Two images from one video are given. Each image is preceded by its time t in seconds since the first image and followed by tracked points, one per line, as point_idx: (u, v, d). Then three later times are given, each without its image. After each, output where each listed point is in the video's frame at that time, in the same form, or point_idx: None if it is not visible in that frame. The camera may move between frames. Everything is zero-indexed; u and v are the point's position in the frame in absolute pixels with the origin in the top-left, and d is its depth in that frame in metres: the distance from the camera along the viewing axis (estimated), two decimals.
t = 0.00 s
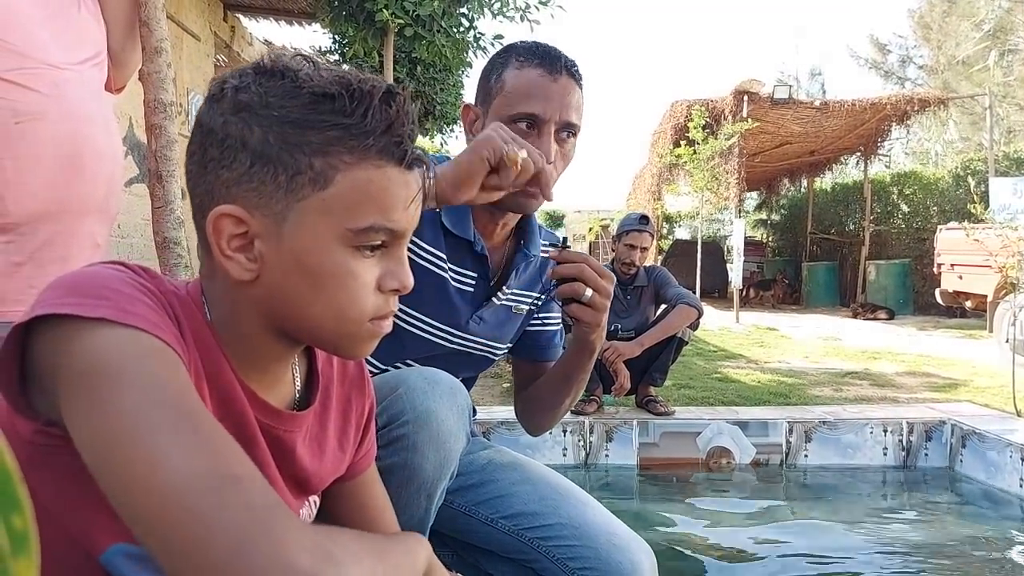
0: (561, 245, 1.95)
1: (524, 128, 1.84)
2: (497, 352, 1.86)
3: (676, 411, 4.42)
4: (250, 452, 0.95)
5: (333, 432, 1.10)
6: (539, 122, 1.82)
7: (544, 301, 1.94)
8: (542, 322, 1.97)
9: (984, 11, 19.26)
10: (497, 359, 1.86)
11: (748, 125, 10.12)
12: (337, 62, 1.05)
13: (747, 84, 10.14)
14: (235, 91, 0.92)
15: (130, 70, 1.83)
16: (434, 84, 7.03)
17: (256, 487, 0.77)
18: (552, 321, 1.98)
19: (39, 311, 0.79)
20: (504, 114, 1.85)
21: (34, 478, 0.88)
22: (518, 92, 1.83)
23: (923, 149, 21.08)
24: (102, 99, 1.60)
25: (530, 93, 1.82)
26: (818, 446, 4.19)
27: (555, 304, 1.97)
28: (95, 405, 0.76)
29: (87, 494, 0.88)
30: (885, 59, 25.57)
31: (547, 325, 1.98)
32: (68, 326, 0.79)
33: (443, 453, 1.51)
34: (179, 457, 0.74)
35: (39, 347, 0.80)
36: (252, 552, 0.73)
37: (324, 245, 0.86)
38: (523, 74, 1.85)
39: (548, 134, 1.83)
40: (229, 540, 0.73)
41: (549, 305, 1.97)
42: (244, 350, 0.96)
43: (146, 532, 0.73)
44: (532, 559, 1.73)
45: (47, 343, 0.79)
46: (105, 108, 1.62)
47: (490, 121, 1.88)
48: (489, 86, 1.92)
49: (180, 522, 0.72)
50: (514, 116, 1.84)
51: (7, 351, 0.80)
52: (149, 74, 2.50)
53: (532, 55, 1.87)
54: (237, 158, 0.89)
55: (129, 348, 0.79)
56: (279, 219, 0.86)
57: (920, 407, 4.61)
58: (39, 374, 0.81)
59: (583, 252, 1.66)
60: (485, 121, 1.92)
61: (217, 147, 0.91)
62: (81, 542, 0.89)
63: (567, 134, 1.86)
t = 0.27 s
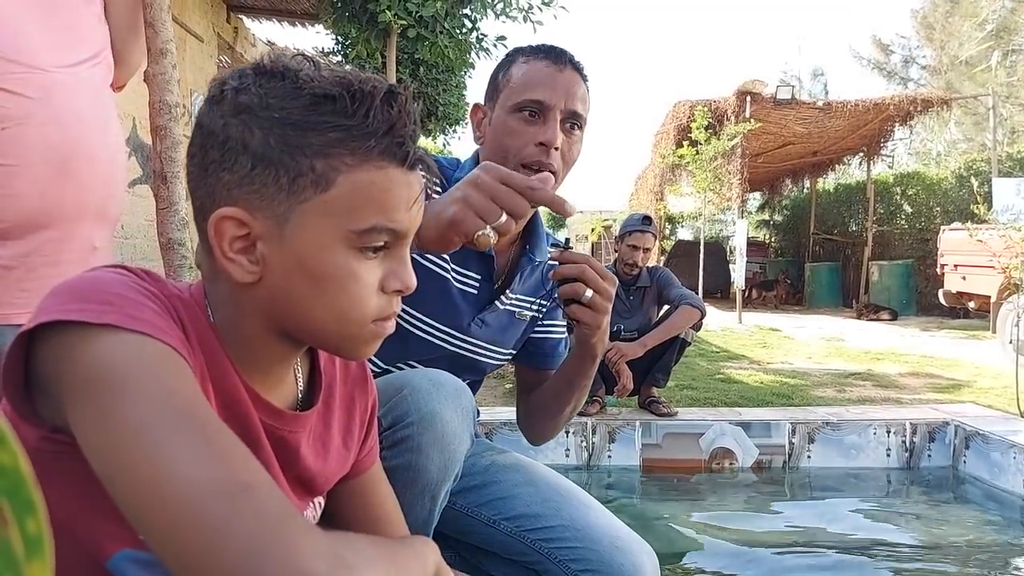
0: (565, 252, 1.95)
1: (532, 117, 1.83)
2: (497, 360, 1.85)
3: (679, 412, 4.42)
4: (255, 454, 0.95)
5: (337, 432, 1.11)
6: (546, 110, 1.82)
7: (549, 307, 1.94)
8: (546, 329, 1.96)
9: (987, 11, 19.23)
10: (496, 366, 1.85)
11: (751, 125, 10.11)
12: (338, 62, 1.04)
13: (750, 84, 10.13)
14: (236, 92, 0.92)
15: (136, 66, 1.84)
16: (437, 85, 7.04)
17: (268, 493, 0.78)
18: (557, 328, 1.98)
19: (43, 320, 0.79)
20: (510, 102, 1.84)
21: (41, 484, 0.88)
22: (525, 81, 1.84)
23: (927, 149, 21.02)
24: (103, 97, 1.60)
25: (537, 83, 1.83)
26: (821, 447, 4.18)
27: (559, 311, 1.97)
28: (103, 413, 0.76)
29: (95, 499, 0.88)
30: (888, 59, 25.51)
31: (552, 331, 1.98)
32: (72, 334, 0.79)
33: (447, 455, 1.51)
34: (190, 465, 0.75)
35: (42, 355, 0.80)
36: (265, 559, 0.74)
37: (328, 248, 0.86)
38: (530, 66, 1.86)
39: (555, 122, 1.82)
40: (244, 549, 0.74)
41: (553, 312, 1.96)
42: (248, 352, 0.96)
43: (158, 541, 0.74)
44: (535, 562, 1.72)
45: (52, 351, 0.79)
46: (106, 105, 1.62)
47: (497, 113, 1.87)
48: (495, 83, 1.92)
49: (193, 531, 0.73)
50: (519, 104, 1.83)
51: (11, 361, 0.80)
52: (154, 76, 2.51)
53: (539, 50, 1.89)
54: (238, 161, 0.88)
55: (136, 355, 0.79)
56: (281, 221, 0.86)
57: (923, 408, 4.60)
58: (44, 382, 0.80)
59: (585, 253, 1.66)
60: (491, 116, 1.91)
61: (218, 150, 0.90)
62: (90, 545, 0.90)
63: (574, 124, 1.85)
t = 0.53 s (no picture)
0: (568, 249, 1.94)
1: (573, 141, 1.79)
2: (501, 358, 1.86)
3: (680, 412, 4.42)
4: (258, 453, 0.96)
5: (337, 430, 1.11)
6: (591, 134, 1.80)
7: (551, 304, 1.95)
8: (549, 327, 1.97)
9: (989, 11, 19.21)
10: (500, 365, 1.86)
11: (753, 125, 10.11)
12: (338, 60, 1.05)
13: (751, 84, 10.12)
14: (239, 91, 0.92)
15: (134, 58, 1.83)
16: (438, 85, 7.05)
17: (278, 498, 0.78)
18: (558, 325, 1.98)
19: (49, 324, 0.79)
20: (556, 126, 1.78)
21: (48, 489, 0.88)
22: (569, 103, 1.79)
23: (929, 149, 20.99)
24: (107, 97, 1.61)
25: (579, 104, 1.80)
26: (823, 447, 4.18)
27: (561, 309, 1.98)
28: (111, 417, 0.77)
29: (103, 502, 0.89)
30: (890, 59, 25.50)
31: (554, 330, 1.99)
32: (79, 337, 0.79)
33: (445, 455, 1.52)
34: (198, 468, 0.75)
35: (48, 359, 0.80)
36: (278, 563, 0.74)
37: (331, 245, 0.87)
38: (568, 85, 1.82)
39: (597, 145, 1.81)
40: (255, 555, 0.73)
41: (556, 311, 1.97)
42: (250, 351, 0.96)
43: (168, 543, 0.74)
44: (535, 563, 1.73)
45: (58, 355, 0.79)
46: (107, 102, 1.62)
47: (538, 134, 1.79)
48: (528, 96, 1.83)
49: (205, 534, 0.73)
50: (565, 128, 1.78)
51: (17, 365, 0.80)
52: (156, 77, 2.52)
53: (569, 65, 1.84)
54: (241, 158, 0.89)
55: (142, 358, 0.80)
56: (285, 218, 0.87)
57: (925, 409, 4.60)
58: (49, 386, 0.81)
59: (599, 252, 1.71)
60: (526, 134, 1.82)
61: (220, 148, 0.91)
62: (98, 548, 0.91)
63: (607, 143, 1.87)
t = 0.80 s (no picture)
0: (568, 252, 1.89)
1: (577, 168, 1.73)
2: (501, 362, 1.86)
3: (682, 412, 4.42)
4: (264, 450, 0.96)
5: (339, 431, 1.11)
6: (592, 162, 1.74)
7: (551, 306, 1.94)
8: (549, 328, 1.97)
9: (991, 10, 19.16)
10: (502, 370, 1.85)
11: (754, 125, 10.10)
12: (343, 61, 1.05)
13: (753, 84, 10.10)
14: (247, 89, 0.93)
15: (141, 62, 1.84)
16: (440, 85, 7.04)
17: (291, 489, 0.78)
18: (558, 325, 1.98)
19: (60, 314, 0.79)
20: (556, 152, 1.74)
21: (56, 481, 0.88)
22: (574, 129, 1.73)
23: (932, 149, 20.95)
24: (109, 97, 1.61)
25: (584, 130, 1.74)
26: (825, 447, 4.18)
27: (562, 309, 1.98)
28: (123, 408, 0.76)
29: (111, 494, 0.89)
30: (892, 59, 25.45)
31: (553, 331, 1.98)
32: (90, 327, 0.79)
33: (449, 455, 1.51)
34: (211, 457, 0.75)
35: (59, 350, 0.80)
36: (293, 551, 0.74)
37: (339, 240, 0.86)
38: (577, 110, 1.76)
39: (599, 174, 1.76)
40: (270, 542, 0.73)
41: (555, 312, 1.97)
42: (256, 349, 0.96)
43: (181, 532, 0.74)
44: (536, 562, 1.73)
45: (69, 344, 0.79)
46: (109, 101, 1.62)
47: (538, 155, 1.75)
48: (533, 116, 1.77)
49: (219, 522, 0.73)
50: (568, 155, 1.73)
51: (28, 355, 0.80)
52: (158, 77, 2.52)
53: (582, 91, 1.78)
54: (249, 155, 0.89)
55: (154, 349, 0.80)
56: (293, 213, 0.86)
57: (927, 409, 4.59)
58: (60, 377, 0.81)
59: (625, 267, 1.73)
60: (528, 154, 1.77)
61: (229, 145, 0.91)
62: (105, 542, 0.90)
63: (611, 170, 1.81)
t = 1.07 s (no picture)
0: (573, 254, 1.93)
1: (532, 128, 1.81)
2: (503, 361, 1.86)
3: (682, 412, 4.42)
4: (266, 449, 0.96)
5: (339, 432, 1.11)
6: (546, 122, 1.80)
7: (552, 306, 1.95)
8: (551, 328, 1.97)
9: (993, 11, 19.14)
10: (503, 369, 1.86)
11: (755, 125, 10.09)
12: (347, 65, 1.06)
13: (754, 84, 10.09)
14: (253, 90, 0.93)
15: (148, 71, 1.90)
16: (441, 85, 7.05)
17: (294, 486, 0.78)
18: (562, 326, 1.99)
19: (66, 310, 0.80)
20: (513, 111, 1.83)
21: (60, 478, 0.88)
22: (532, 91, 1.82)
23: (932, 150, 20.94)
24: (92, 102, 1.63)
25: (540, 92, 1.82)
26: (826, 447, 4.17)
27: (565, 310, 1.99)
28: (127, 404, 0.76)
29: (114, 491, 0.89)
30: (893, 60, 25.46)
31: (556, 331, 1.98)
32: (95, 324, 0.79)
33: (455, 461, 1.51)
34: (216, 454, 0.75)
35: (65, 346, 0.80)
36: (296, 548, 0.74)
37: (341, 240, 0.86)
38: (539, 76, 1.85)
39: (555, 135, 1.80)
40: (273, 539, 0.73)
41: (558, 312, 1.97)
42: (259, 347, 0.96)
43: (185, 528, 0.74)
44: (537, 562, 1.72)
45: (74, 340, 0.79)
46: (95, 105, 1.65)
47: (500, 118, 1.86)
48: (505, 90, 1.91)
49: (223, 519, 0.73)
50: (524, 113, 1.82)
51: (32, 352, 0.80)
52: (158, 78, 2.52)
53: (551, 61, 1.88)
54: (254, 154, 0.89)
55: (158, 344, 0.80)
56: (296, 213, 0.86)
57: (928, 409, 4.59)
58: (64, 373, 0.81)
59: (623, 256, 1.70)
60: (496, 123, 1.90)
61: (234, 144, 0.91)
62: (107, 539, 0.90)
63: (575, 139, 1.82)
